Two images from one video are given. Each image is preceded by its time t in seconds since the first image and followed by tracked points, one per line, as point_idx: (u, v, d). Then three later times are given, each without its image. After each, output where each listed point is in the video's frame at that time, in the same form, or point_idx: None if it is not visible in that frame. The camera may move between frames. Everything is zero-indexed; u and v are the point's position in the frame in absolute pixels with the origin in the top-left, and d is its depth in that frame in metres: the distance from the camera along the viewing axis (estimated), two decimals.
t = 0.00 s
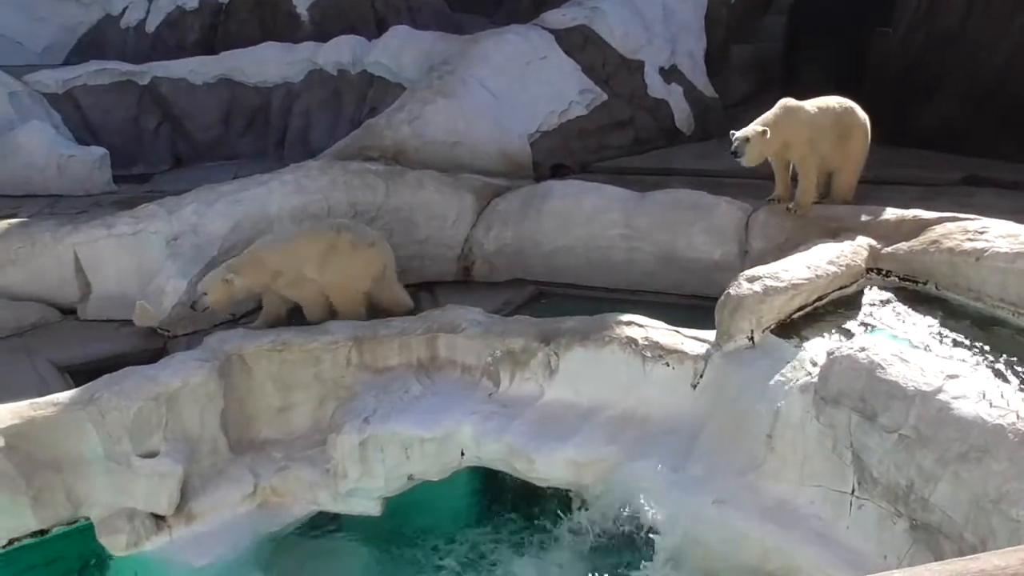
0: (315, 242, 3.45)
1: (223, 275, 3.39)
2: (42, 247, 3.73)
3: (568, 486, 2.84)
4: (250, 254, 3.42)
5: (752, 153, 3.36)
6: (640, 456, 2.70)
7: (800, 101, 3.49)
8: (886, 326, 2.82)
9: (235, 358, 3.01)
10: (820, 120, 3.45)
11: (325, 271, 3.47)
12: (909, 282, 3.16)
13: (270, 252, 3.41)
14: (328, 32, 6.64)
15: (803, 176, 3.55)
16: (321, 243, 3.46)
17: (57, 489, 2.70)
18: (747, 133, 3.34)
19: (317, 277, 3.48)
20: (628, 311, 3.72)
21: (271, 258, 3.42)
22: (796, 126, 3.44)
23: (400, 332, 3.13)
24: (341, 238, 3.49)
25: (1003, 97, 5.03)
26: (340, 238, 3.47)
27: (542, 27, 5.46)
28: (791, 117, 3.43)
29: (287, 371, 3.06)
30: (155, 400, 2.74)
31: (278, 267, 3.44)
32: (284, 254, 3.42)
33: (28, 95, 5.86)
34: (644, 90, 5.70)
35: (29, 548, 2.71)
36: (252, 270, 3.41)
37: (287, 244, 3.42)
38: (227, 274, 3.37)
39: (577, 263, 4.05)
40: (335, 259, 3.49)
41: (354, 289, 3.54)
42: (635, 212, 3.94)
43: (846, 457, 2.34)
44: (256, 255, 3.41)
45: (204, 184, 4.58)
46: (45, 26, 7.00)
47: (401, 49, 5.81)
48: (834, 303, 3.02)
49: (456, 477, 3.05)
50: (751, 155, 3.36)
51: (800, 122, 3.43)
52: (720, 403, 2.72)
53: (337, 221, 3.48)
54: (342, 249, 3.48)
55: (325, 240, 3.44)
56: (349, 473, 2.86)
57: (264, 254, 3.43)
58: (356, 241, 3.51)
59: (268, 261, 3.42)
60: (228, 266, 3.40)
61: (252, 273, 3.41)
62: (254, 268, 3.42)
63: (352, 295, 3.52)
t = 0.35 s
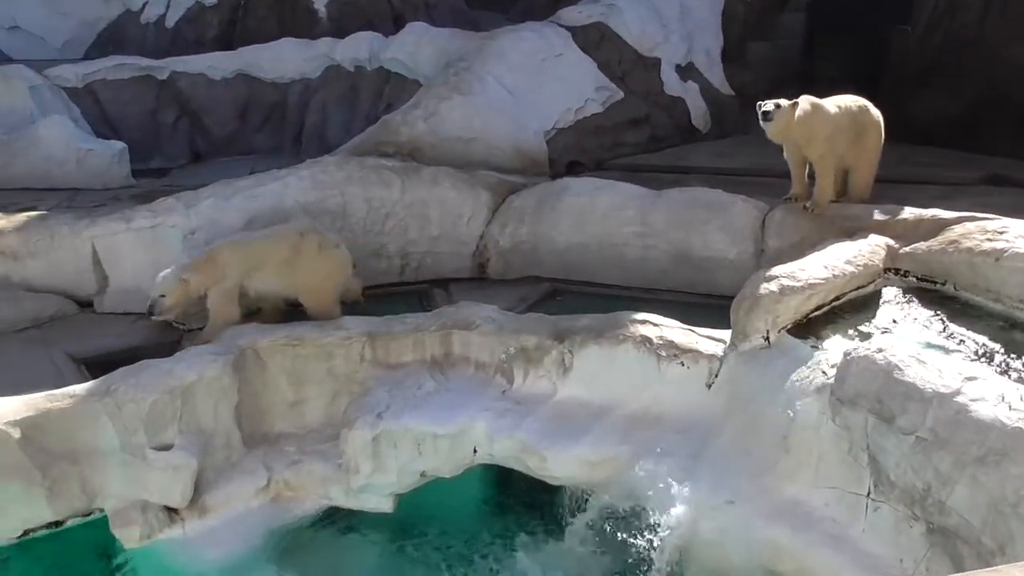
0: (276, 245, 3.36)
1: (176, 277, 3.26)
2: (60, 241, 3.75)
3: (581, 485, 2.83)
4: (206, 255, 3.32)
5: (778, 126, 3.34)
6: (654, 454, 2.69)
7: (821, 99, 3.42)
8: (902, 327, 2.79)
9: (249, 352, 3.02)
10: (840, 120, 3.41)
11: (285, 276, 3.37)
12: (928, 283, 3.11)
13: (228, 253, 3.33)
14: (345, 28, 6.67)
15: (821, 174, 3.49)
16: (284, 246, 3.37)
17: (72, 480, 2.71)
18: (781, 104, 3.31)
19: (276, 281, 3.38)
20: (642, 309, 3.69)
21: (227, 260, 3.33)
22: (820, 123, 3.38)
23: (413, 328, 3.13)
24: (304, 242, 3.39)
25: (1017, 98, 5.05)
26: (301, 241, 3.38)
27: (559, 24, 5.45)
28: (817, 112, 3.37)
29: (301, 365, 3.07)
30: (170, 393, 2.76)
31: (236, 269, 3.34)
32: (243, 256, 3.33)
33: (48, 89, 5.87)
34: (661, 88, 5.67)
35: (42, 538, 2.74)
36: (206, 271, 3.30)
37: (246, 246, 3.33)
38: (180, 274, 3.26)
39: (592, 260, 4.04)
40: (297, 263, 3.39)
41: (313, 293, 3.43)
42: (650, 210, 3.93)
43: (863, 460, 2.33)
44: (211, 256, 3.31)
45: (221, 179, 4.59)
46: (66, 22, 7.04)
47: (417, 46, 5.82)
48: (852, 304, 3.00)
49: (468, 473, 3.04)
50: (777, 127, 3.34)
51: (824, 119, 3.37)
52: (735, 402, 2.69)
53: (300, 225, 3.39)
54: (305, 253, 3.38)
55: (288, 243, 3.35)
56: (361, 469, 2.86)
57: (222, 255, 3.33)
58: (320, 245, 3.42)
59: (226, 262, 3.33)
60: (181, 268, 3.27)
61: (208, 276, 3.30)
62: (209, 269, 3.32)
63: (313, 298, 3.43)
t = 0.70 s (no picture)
0: (235, 261, 3.27)
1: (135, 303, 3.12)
2: (80, 248, 3.78)
3: (597, 494, 2.81)
4: (166, 277, 3.22)
5: (804, 129, 3.34)
6: (671, 464, 2.66)
7: (843, 106, 3.40)
8: (923, 336, 2.76)
9: (267, 358, 3.03)
10: (862, 128, 3.39)
11: (249, 291, 3.31)
12: (949, 291, 3.08)
13: (186, 273, 3.22)
14: (363, 37, 6.73)
15: (839, 182, 3.47)
16: (246, 262, 3.29)
17: (90, 485, 2.73)
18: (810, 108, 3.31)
19: (240, 298, 3.31)
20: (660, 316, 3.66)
21: (187, 281, 3.23)
22: (842, 131, 3.34)
23: (429, 334, 3.13)
24: (265, 255, 3.32)
25: None
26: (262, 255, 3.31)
27: (575, 32, 5.47)
28: (840, 120, 3.33)
29: (318, 372, 3.08)
30: (188, 399, 2.77)
31: (199, 289, 3.24)
32: (204, 275, 3.24)
33: (71, 99, 5.84)
34: (678, 95, 5.66)
35: (60, 544, 2.75)
36: (166, 294, 3.20)
37: (205, 263, 3.24)
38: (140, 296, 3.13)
39: (609, 267, 4.02)
40: (262, 277, 3.33)
41: (280, 307, 3.37)
42: (668, 217, 3.91)
43: (884, 470, 2.28)
44: (170, 278, 3.20)
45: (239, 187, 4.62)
46: (89, 33, 7.13)
47: (434, 54, 5.84)
48: (872, 311, 2.97)
49: (484, 480, 3.02)
50: (803, 131, 3.35)
51: (846, 126, 3.35)
52: (755, 411, 2.67)
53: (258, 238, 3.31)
54: (266, 265, 3.32)
55: (250, 257, 3.28)
56: (378, 475, 2.86)
57: (180, 277, 3.22)
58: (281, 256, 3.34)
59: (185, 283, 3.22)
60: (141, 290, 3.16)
61: (170, 298, 3.20)
62: (169, 292, 3.20)
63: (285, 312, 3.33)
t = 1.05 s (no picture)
0: (190, 287, 3.26)
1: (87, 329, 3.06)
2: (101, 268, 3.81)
3: (617, 514, 2.78)
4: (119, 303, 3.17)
5: (821, 151, 3.30)
6: (692, 484, 2.63)
7: (865, 124, 3.37)
8: (946, 355, 2.73)
9: (285, 376, 3.03)
10: (883, 146, 3.37)
11: (203, 316, 3.29)
12: (972, 309, 3.04)
13: (141, 299, 3.19)
14: (380, 57, 6.81)
15: (859, 200, 3.44)
16: (199, 286, 3.27)
17: (108, 504, 2.74)
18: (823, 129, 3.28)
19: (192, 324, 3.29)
20: (677, 335, 3.64)
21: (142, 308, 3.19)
22: (862, 148, 3.32)
23: (446, 353, 3.13)
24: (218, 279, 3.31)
25: None
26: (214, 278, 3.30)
27: (592, 51, 5.51)
28: (859, 137, 3.32)
29: (336, 391, 3.09)
30: (205, 417, 2.77)
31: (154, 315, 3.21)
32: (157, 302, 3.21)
33: (94, 121, 5.94)
34: (695, 113, 5.66)
35: (79, 562, 2.75)
36: (118, 319, 3.15)
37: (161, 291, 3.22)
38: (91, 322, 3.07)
39: (626, 285, 4.01)
40: (216, 301, 3.32)
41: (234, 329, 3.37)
42: (685, 235, 3.89)
43: (908, 492, 2.26)
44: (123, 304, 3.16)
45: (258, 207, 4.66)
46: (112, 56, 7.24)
47: (451, 73, 5.88)
48: (892, 330, 2.95)
49: (502, 499, 2.98)
50: (820, 152, 3.30)
51: (867, 144, 3.33)
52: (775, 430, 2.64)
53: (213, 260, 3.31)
54: (220, 288, 3.31)
55: (204, 283, 3.26)
56: (395, 494, 2.85)
57: (133, 303, 3.18)
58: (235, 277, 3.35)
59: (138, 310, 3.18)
60: (92, 313, 3.10)
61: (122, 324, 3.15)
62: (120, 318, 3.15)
63: (236, 336, 3.35)
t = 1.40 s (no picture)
0: (165, 310, 3.14)
1: (47, 330, 2.97)
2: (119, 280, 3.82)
3: (631, 530, 2.77)
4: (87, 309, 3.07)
5: (824, 168, 3.27)
6: (706, 500, 2.61)
7: (882, 139, 3.34)
8: (962, 372, 2.73)
9: (299, 390, 3.04)
10: (899, 162, 3.34)
11: (176, 341, 3.17)
12: (990, 326, 3.02)
13: (109, 312, 3.09)
14: (395, 73, 6.89)
15: (876, 216, 3.42)
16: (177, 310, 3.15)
17: (124, 516, 2.74)
18: (825, 146, 3.25)
19: (160, 348, 3.16)
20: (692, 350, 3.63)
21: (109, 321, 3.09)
22: (879, 164, 3.30)
23: (461, 367, 3.14)
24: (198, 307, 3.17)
25: None
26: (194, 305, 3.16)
27: (606, 67, 5.54)
28: (876, 153, 3.29)
29: (350, 404, 3.10)
30: (221, 430, 2.78)
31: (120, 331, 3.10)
32: (127, 320, 3.10)
33: (114, 136, 6.04)
34: (709, 128, 5.66)
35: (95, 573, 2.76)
36: (81, 328, 3.04)
37: (132, 307, 3.11)
38: (51, 323, 2.98)
39: (641, 301, 4.00)
40: (192, 328, 3.18)
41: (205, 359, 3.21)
42: (700, 250, 3.89)
43: (927, 510, 2.23)
44: (90, 313, 3.07)
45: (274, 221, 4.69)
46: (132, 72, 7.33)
47: (467, 88, 5.96)
48: (909, 347, 2.93)
49: (514, 515, 2.97)
50: (823, 169, 3.27)
51: (883, 161, 3.30)
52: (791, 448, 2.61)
53: (196, 287, 3.18)
54: (200, 316, 3.17)
55: (182, 309, 3.15)
56: (409, 509, 2.84)
57: (101, 315, 3.07)
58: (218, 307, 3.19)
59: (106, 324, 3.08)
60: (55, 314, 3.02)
61: (83, 333, 3.04)
62: (85, 329, 3.05)
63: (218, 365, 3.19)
